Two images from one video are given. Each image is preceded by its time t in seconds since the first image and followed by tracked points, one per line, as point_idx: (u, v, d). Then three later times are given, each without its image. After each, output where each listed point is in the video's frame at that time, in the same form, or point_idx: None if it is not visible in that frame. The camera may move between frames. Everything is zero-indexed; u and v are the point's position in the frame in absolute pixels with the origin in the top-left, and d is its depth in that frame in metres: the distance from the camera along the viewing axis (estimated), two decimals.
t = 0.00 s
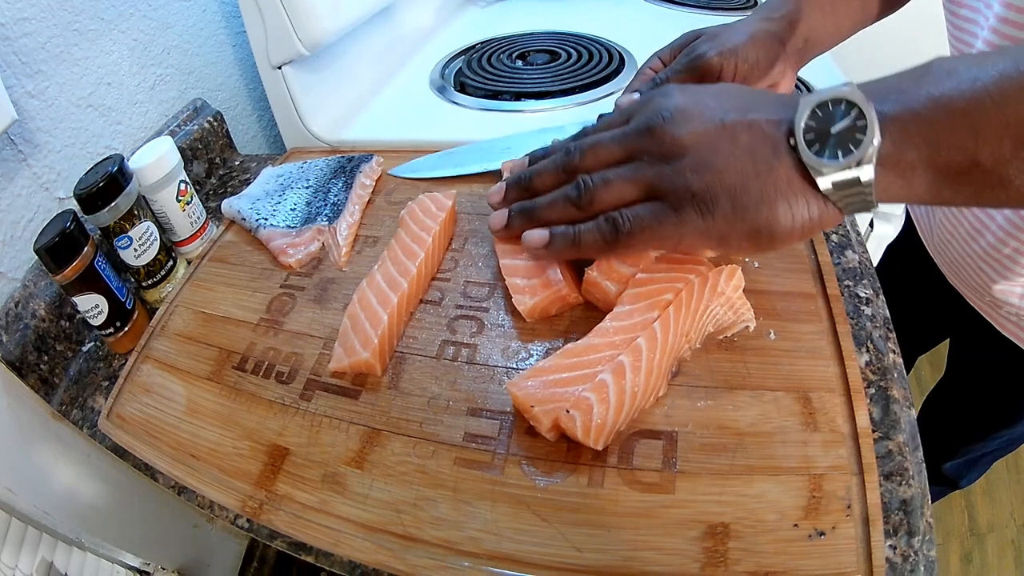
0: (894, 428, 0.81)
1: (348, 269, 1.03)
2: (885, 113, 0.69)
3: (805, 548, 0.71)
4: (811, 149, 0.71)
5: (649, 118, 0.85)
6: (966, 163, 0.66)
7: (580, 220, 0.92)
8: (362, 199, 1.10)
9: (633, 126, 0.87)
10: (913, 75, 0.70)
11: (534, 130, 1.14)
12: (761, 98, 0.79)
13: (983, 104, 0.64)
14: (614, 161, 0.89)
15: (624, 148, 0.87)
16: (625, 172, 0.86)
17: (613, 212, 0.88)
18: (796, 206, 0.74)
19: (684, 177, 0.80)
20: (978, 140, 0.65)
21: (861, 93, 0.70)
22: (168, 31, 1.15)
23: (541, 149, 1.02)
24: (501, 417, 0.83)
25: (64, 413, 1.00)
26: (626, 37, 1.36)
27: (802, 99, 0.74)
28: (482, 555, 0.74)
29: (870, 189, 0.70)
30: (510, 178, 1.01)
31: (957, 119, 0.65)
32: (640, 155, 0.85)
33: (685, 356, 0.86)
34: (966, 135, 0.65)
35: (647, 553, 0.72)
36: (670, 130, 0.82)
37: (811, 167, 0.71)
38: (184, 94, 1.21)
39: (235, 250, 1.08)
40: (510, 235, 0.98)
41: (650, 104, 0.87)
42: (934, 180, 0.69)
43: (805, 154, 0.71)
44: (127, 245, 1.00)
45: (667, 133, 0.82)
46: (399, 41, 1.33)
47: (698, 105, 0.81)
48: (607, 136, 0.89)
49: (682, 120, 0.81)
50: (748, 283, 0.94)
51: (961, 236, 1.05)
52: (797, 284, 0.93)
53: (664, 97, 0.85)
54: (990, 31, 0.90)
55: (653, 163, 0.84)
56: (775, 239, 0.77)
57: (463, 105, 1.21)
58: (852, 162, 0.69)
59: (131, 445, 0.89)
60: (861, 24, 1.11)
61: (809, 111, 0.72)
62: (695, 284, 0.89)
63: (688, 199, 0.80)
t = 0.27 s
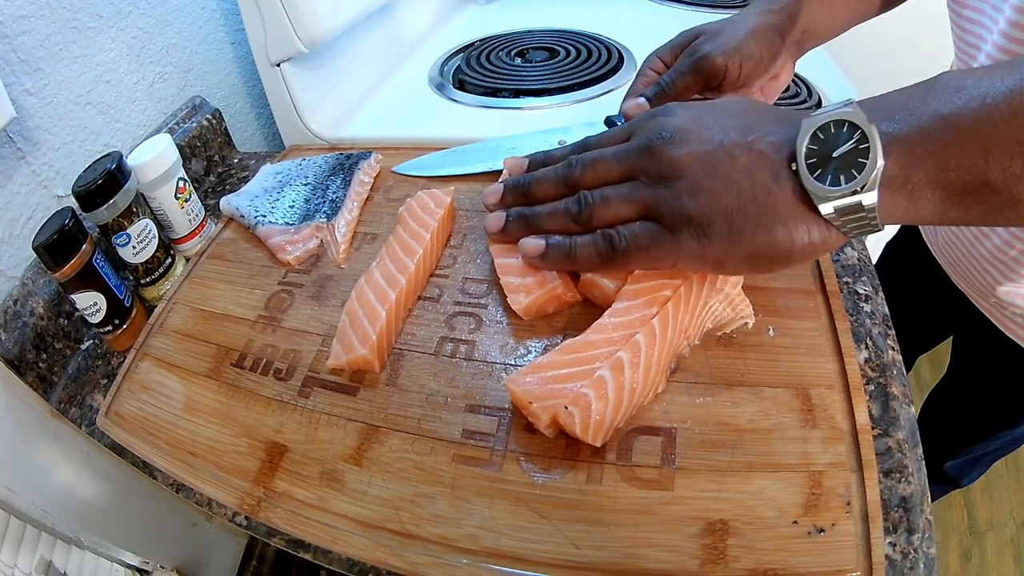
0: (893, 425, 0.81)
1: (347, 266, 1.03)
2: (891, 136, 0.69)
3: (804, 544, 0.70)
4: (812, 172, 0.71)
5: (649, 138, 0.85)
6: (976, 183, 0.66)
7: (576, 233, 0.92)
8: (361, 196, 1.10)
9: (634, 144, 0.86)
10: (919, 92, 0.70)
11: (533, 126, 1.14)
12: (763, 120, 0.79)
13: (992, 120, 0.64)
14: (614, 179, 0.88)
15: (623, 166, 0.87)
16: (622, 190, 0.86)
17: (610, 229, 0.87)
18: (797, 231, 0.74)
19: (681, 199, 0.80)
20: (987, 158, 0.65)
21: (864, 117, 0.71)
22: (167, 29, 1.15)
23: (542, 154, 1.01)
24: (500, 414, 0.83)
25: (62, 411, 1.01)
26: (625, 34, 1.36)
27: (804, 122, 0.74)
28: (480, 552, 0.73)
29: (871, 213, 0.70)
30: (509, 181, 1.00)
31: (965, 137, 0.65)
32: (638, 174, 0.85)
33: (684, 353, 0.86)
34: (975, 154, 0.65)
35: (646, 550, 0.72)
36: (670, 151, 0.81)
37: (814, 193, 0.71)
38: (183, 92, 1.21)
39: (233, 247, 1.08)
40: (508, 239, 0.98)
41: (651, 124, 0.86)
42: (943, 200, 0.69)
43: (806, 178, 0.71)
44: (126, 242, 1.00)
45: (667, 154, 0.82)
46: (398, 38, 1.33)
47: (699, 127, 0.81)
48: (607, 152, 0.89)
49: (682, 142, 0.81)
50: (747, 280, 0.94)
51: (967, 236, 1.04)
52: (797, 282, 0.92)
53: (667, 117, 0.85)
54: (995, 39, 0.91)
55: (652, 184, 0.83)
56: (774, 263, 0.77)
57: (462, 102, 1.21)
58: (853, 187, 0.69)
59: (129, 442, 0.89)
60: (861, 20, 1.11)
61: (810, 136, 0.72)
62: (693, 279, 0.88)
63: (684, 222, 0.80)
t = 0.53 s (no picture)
0: (892, 423, 0.80)
1: (342, 266, 1.02)
2: (884, 147, 0.69)
3: (802, 544, 0.70)
4: (808, 185, 0.73)
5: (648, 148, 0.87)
6: (972, 189, 0.66)
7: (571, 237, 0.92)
8: (356, 195, 1.10)
9: (633, 154, 0.88)
10: (915, 101, 0.71)
11: (529, 125, 1.14)
12: (760, 133, 0.81)
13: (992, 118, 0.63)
14: (612, 186, 0.90)
15: (622, 175, 0.88)
16: (620, 198, 0.87)
17: (606, 235, 0.88)
18: (793, 244, 0.76)
19: (679, 209, 0.82)
20: (982, 163, 0.65)
21: (859, 128, 0.72)
22: (163, 30, 1.14)
23: (539, 155, 1.01)
24: (496, 413, 0.82)
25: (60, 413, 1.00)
26: (622, 32, 1.36)
27: (801, 135, 0.76)
28: (476, 552, 0.73)
29: (868, 224, 0.71)
30: (505, 181, 0.99)
31: (960, 144, 0.65)
32: (636, 183, 0.87)
33: (681, 352, 0.86)
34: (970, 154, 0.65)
35: (642, 550, 0.71)
36: (669, 162, 0.84)
37: (811, 207, 0.73)
38: (179, 93, 1.21)
39: (229, 248, 1.08)
40: (502, 239, 0.97)
41: (651, 134, 0.89)
42: (941, 207, 0.69)
43: (802, 192, 0.73)
44: (121, 243, 0.99)
45: (666, 165, 0.84)
46: (394, 36, 1.33)
47: (698, 139, 0.83)
48: (606, 160, 0.90)
49: (681, 153, 0.83)
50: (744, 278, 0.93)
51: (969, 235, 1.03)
52: (794, 279, 0.92)
53: (666, 127, 0.88)
54: (994, 43, 0.91)
55: (650, 193, 0.85)
56: (769, 273, 0.79)
57: (458, 101, 1.21)
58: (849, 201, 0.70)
59: (124, 444, 0.88)
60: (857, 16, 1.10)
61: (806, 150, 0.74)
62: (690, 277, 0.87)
63: (680, 232, 0.82)
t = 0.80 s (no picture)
0: (893, 421, 0.80)
1: (341, 265, 1.02)
2: (882, 148, 0.70)
3: (803, 542, 0.69)
4: (806, 186, 0.74)
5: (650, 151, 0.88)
6: (969, 191, 0.66)
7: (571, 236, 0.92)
8: (355, 194, 1.09)
9: (635, 155, 0.89)
10: (913, 104, 0.71)
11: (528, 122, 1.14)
12: (761, 137, 0.82)
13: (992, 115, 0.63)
14: (614, 186, 0.90)
15: (624, 175, 0.89)
16: (621, 197, 0.88)
17: (606, 233, 0.88)
18: (793, 245, 0.76)
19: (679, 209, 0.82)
20: (979, 165, 0.64)
21: (858, 130, 0.73)
22: (161, 29, 1.14)
23: (539, 154, 1.01)
24: (495, 411, 0.82)
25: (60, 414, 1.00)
26: (621, 29, 1.35)
27: (802, 138, 0.77)
28: (475, 551, 0.73)
29: (868, 225, 0.72)
30: (505, 178, 0.99)
31: (956, 145, 0.65)
32: (637, 184, 0.87)
33: (681, 349, 0.85)
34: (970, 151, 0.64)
35: (643, 549, 0.71)
36: (671, 164, 0.84)
37: (811, 208, 0.73)
38: (177, 92, 1.21)
39: (228, 247, 1.08)
40: (501, 236, 0.97)
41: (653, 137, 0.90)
42: (938, 208, 0.68)
43: (801, 193, 0.74)
44: (120, 243, 0.99)
45: (668, 166, 0.85)
46: (392, 34, 1.33)
47: (700, 141, 0.84)
48: (608, 161, 0.91)
49: (683, 155, 0.84)
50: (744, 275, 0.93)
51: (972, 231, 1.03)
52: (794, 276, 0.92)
53: (669, 130, 0.89)
54: (995, 44, 0.90)
55: (651, 193, 0.85)
56: (768, 275, 0.79)
57: (457, 99, 1.21)
58: (848, 202, 0.71)
59: (124, 444, 0.88)
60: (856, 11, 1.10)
61: (806, 153, 0.75)
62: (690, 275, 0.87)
63: (680, 232, 0.82)
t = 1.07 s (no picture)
0: (894, 419, 0.80)
1: (342, 264, 1.02)
2: (881, 151, 0.70)
3: (804, 541, 0.70)
4: (806, 189, 0.74)
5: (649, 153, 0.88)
6: (969, 191, 0.66)
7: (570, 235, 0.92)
8: (355, 193, 1.10)
9: (633, 157, 0.89)
10: (911, 106, 0.72)
11: (529, 121, 1.14)
12: (759, 140, 0.82)
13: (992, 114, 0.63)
14: (611, 187, 0.90)
15: (622, 176, 0.89)
16: (619, 199, 0.88)
17: (604, 233, 0.88)
18: (791, 249, 0.76)
19: (677, 211, 0.82)
20: (978, 165, 0.65)
21: (857, 133, 0.73)
22: (161, 29, 1.14)
23: (538, 153, 1.01)
24: (496, 410, 0.82)
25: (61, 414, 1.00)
26: (621, 28, 1.35)
27: (800, 141, 0.77)
28: (476, 550, 0.73)
29: (866, 229, 0.72)
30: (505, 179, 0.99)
31: (955, 146, 0.65)
32: (635, 185, 0.87)
33: (682, 348, 0.85)
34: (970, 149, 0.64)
35: (644, 547, 0.71)
36: (670, 166, 0.85)
37: (810, 211, 0.73)
38: (177, 92, 1.21)
39: (228, 247, 1.08)
40: (501, 235, 0.97)
41: (651, 139, 0.90)
42: (939, 210, 0.69)
43: (800, 196, 0.74)
44: (121, 243, 0.99)
45: (667, 169, 0.85)
46: (393, 34, 1.33)
47: (699, 145, 0.85)
48: (606, 162, 0.91)
49: (682, 158, 0.85)
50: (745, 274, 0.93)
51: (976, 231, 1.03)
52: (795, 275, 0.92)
53: (668, 133, 0.89)
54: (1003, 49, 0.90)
55: (649, 195, 0.85)
56: (766, 278, 0.79)
57: (457, 98, 1.21)
58: (847, 205, 0.71)
59: (125, 444, 0.88)
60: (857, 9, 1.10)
61: (805, 155, 0.75)
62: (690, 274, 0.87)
63: (679, 234, 0.82)
